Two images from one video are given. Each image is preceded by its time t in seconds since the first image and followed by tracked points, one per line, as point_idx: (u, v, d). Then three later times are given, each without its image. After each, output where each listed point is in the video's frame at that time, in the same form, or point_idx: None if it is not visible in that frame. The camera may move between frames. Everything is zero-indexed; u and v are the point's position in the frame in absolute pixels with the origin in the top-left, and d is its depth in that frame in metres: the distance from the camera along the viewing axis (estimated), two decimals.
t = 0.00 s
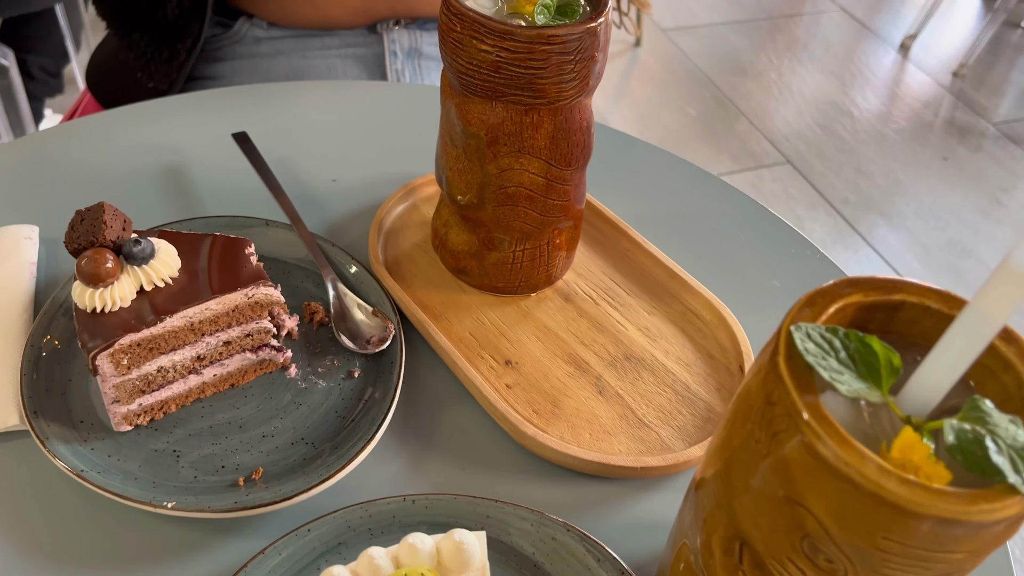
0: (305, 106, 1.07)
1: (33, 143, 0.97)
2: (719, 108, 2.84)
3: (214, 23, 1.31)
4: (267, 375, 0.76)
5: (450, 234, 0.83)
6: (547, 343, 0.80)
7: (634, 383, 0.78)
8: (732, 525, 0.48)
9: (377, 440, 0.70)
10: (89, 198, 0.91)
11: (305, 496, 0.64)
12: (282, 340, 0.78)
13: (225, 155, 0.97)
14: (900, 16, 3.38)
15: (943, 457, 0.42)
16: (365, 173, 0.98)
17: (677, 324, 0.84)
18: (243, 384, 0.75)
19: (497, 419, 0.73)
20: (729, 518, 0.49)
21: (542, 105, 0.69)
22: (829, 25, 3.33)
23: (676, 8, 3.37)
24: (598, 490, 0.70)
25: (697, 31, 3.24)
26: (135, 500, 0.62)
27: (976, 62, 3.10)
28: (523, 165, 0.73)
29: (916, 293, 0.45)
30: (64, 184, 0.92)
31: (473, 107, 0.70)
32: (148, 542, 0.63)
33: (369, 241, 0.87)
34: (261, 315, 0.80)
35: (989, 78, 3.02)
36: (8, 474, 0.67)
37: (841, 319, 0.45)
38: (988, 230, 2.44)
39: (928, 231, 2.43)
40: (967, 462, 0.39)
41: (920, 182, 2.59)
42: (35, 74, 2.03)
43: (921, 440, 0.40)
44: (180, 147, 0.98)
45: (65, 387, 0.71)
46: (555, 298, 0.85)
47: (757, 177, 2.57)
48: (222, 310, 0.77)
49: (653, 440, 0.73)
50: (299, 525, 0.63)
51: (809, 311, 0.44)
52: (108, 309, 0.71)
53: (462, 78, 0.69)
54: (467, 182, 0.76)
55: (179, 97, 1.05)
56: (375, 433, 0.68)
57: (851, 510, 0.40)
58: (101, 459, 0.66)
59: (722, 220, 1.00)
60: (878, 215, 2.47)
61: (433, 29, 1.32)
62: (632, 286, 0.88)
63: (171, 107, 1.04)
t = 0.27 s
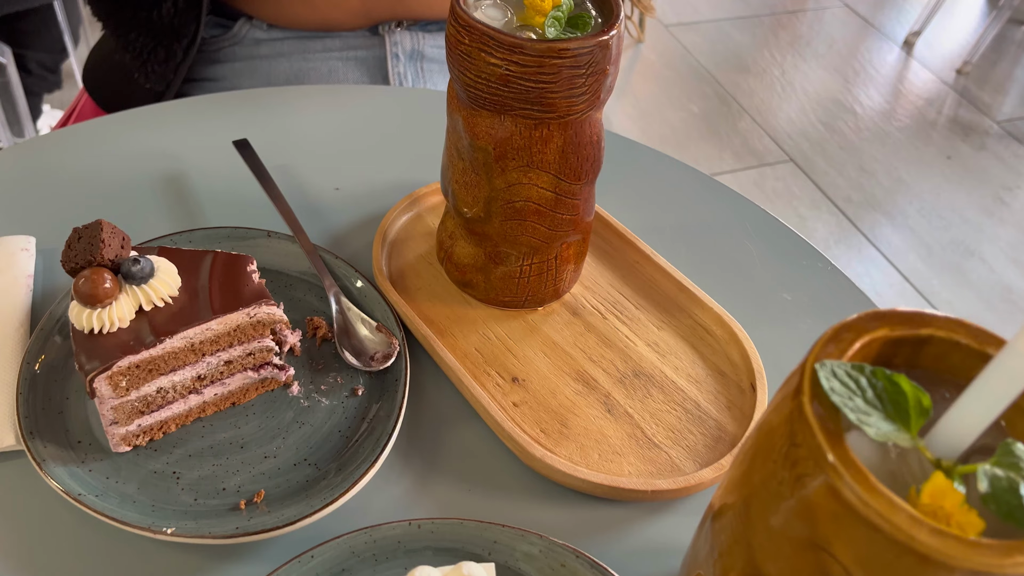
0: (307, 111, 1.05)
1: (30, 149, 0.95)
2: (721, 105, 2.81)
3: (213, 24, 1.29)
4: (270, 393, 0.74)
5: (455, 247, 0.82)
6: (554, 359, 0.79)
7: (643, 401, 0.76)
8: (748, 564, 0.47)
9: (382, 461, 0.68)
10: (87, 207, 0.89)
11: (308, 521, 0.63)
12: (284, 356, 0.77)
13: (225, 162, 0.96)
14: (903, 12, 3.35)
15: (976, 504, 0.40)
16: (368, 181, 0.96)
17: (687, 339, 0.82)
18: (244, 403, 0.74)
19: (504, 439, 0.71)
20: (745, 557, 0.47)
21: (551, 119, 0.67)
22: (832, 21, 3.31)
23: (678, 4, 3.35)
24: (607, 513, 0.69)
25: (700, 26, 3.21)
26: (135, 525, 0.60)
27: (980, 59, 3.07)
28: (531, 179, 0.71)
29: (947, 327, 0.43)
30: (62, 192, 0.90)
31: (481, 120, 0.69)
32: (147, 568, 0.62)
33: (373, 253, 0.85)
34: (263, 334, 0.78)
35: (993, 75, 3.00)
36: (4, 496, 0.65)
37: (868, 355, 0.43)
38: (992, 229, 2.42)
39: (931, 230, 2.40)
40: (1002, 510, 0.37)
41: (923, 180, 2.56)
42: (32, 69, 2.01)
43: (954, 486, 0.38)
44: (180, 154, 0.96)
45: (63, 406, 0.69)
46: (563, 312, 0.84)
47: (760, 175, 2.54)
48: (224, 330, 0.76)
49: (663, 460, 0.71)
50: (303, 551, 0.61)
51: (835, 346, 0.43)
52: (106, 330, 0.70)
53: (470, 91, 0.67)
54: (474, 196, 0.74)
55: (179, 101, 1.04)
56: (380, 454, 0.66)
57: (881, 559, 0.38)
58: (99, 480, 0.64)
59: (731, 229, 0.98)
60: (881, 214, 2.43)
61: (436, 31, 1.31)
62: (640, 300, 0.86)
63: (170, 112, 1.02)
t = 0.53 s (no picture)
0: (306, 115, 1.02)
1: (21, 155, 0.92)
2: (724, 101, 2.78)
3: (209, 22, 1.26)
4: (269, 413, 0.72)
5: (460, 260, 0.79)
6: (562, 376, 0.77)
7: (654, 421, 0.74)
8: None
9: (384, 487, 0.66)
10: (80, 216, 0.87)
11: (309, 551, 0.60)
12: (285, 374, 0.74)
13: (223, 169, 0.93)
14: (907, 7, 3.32)
15: None
16: (370, 190, 0.94)
17: (698, 355, 0.80)
18: (242, 424, 0.71)
19: (511, 462, 0.69)
20: None
21: (561, 132, 0.64)
22: (836, 15, 3.27)
23: None
24: (617, 539, 0.67)
25: (702, 20, 3.17)
26: (128, 556, 0.58)
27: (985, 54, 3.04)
28: (540, 193, 0.69)
29: (984, 364, 0.40)
30: (55, 200, 0.88)
31: (489, 133, 0.66)
32: None
33: (375, 265, 0.83)
34: (262, 355, 0.75)
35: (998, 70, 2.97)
36: None
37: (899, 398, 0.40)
38: (996, 228, 2.39)
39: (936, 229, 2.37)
40: None
41: (928, 177, 2.53)
42: (27, 64, 1.98)
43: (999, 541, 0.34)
44: (176, 162, 0.93)
45: (55, 428, 0.67)
46: (570, 327, 0.81)
47: (763, 172, 2.51)
48: (221, 351, 0.73)
49: (675, 484, 0.69)
50: None
51: (866, 387, 0.40)
52: (98, 353, 0.66)
53: (477, 103, 0.65)
54: (480, 210, 0.72)
55: (175, 105, 1.01)
56: (384, 478, 0.63)
57: None
58: (92, 507, 0.62)
59: (741, 238, 0.96)
60: (885, 211, 2.39)
61: (437, 31, 1.28)
62: (650, 314, 0.84)
63: (166, 116, 0.99)
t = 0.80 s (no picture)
0: (303, 122, 1.00)
1: (14, 166, 0.90)
2: (725, 97, 2.75)
3: (204, 25, 1.24)
4: (266, 438, 0.70)
5: (463, 277, 0.77)
6: (567, 397, 0.75)
7: (662, 445, 0.72)
8: None
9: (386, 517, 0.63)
10: (73, 229, 0.84)
11: None
12: (283, 398, 0.72)
13: (219, 181, 0.91)
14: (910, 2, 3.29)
15: None
16: (370, 201, 0.92)
17: (706, 374, 0.78)
18: (240, 449, 0.69)
19: (515, 488, 0.67)
20: None
21: (569, 152, 0.62)
22: (838, 10, 3.24)
23: None
24: (625, 569, 0.65)
25: (703, 15, 3.15)
26: None
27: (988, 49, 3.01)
28: (545, 213, 0.67)
29: (1018, 411, 0.33)
30: (47, 213, 0.86)
31: (493, 151, 0.64)
32: None
33: (375, 281, 0.81)
34: (259, 381, 0.73)
35: (1001, 66, 2.93)
36: None
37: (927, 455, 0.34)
38: (998, 226, 2.34)
39: (938, 228, 2.31)
40: None
41: (930, 174, 2.49)
42: (24, 61, 1.94)
43: None
44: (171, 173, 0.91)
45: (47, 453, 0.65)
46: (576, 346, 0.80)
47: (764, 170, 2.48)
48: (217, 380, 0.70)
49: (683, 511, 0.67)
50: None
51: (894, 436, 0.33)
52: (90, 384, 0.64)
53: (481, 121, 0.63)
54: (485, 228, 0.70)
55: (170, 113, 0.99)
56: (385, 508, 0.61)
57: None
58: (84, 538, 0.60)
59: (748, 250, 0.94)
60: (886, 209, 2.35)
61: (437, 35, 1.26)
62: (657, 331, 0.82)
63: (161, 125, 0.97)
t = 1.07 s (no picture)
0: (292, 129, 0.98)
1: None
2: (722, 94, 2.73)
3: (193, 28, 1.22)
4: (252, 460, 0.68)
5: (454, 293, 0.76)
6: (560, 415, 0.73)
7: (656, 465, 0.70)
8: None
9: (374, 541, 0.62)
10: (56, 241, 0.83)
11: None
12: (270, 418, 0.71)
13: (206, 191, 0.89)
14: None
15: None
16: (360, 212, 0.90)
17: (701, 391, 0.77)
18: (225, 471, 0.68)
19: (505, 511, 0.66)
20: None
21: (561, 169, 0.61)
22: (835, 6, 3.22)
23: None
24: None
25: (700, 11, 3.12)
26: None
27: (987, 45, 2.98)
28: (537, 230, 0.65)
29: (1023, 451, 0.31)
30: (30, 225, 0.84)
31: (483, 168, 0.63)
32: None
33: (365, 295, 0.80)
34: (243, 404, 0.72)
35: (1000, 62, 2.91)
36: None
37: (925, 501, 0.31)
38: (996, 224, 2.31)
39: (936, 226, 2.29)
40: None
41: (927, 172, 2.46)
42: (14, 59, 1.90)
43: None
44: (157, 182, 0.90)
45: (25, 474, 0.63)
46: (569, 361, 0.78)
47: (761, 168, 2.46)
48: (199, 405, 0.70)
49: (678, 534, 0.65)
50: None
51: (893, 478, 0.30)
52: (67, 411, 0.62)
53: (471, 138, 0.61)
54: (475, 244, 0.68)
55: (157, 121, 0.97)
56: (373, 533, 0.60)
57: None
58: (63, 566, 0.58)
59: (745, 261, 0.92)
60: (883, 208, 2.33)
61: (429, 38, 1.24)
62: (651, 346, 0.81)
63: (148, 133, 0.95)
